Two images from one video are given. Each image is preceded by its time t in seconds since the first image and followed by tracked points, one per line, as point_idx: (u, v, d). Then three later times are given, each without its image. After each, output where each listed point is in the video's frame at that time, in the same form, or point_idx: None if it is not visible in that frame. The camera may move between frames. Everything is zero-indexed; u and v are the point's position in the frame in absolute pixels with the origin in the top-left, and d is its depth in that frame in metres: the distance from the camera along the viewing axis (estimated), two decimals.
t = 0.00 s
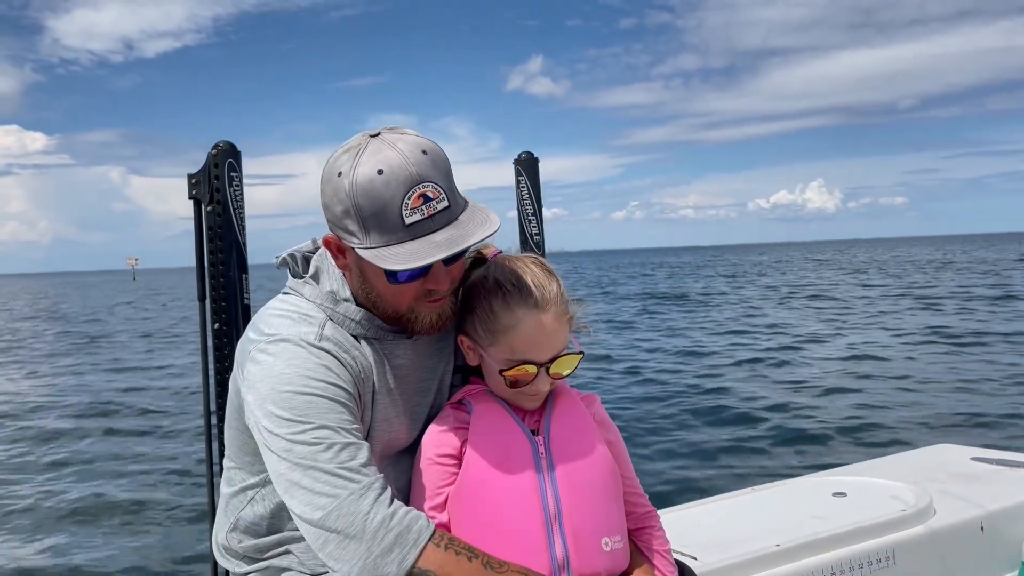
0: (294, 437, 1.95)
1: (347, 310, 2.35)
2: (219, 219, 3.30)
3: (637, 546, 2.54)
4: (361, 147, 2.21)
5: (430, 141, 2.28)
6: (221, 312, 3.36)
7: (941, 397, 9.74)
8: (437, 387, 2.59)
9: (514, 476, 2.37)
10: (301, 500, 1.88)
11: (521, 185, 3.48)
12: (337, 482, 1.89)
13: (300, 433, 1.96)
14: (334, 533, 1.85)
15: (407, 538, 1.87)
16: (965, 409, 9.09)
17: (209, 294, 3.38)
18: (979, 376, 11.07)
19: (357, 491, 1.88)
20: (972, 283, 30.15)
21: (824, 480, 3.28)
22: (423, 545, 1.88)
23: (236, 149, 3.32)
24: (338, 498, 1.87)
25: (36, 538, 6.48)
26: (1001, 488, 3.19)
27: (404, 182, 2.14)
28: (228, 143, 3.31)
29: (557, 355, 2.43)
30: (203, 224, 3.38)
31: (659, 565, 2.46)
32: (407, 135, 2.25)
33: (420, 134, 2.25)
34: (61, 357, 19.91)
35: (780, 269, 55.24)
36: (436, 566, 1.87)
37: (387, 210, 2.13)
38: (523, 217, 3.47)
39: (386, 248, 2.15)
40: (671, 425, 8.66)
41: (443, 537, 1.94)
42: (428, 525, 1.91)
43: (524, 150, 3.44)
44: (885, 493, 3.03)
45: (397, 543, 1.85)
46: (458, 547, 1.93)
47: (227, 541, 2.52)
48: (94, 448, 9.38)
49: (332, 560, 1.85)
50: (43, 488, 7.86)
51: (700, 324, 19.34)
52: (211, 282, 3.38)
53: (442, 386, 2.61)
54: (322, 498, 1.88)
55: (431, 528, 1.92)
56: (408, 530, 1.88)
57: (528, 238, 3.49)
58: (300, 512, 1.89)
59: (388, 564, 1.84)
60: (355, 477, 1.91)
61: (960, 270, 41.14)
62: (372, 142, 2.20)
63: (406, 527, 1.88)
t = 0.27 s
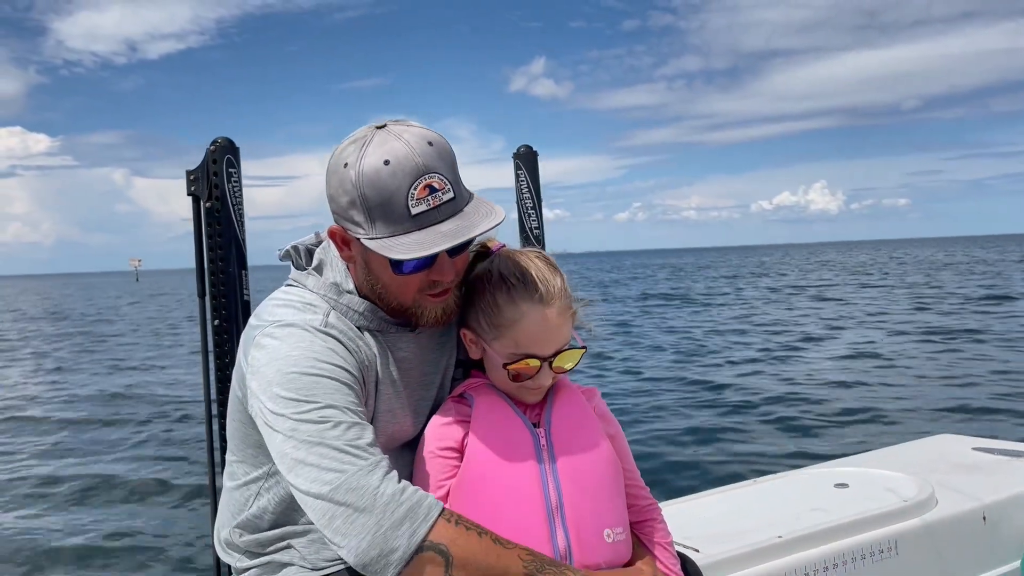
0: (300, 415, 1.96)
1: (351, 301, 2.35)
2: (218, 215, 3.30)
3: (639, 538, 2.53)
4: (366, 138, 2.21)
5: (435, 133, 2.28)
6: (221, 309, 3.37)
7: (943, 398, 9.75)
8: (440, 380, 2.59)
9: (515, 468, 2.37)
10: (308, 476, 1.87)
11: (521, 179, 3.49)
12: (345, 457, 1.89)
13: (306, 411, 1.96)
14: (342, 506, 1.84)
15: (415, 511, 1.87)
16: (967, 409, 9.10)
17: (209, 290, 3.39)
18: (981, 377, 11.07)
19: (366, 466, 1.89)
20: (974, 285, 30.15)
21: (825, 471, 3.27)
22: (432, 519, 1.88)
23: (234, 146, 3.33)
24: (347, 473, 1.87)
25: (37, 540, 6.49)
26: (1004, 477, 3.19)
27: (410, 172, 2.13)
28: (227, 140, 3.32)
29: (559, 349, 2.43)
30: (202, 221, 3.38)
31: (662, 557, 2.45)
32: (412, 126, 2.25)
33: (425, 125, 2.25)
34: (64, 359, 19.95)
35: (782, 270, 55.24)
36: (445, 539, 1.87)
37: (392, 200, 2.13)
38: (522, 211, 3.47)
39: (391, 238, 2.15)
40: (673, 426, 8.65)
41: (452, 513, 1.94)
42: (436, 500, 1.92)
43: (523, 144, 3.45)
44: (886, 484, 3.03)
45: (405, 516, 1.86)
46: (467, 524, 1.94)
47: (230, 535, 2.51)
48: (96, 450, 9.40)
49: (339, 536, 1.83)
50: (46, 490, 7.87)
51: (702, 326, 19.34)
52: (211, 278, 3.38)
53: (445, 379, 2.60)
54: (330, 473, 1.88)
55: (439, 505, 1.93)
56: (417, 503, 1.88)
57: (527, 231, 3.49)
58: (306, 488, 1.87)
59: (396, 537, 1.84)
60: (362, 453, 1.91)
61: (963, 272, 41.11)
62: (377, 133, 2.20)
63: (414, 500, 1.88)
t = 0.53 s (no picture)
0: (300, 396, 1.95)
1: (351, 289, 2.35)
2: (217, 207, 3.31)
3: (641, 528, 2.53)
4: (369, 125, 2.21)
5: (438, 121, 2.28)
6: (221, 301, 3.37)
7: (946, 398, 9.73)
8: (441, 369, 2.59)
9: (515, 457, 2.36)
10: (307, 456, 1.87)
11: (520, 169, 3.48)
12: (344, 437, 1.89)
13: (306, 392, 1.96)
14: (342, 485, 1.83)
15: (414, 489, 1.86)
16: (971, 408, 9.08)
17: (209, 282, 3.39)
18: (985, 376, 11.05)
19: (365, 446, 1.88)
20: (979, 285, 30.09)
21: (826, 459, 3.26)
22: (431, 498, 1.87)
23: (233, 137, 3.33)
24: (346, 452, 1.86)
25: (41, 540, 6.50)
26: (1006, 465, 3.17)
27: (413, 158, 2.13)
28: (225, 131, 3.32)
29: (562, 339, 2.43)
30: (201, 213, 3.38)
31: (663, 546, 2.44)
32: (415, 114, 2.24)
33: (428, 113, 2.25)
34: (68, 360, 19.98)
35: (785, 271, 55.18)
36: (444, 519, 1.86)
37: (395, 186, 2.13)
38: (522, 201, 3.46)
39: (394, 225, 2.15)
40: (676, 425, 8.64)
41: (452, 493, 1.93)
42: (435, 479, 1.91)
43: (522, 133, 3.44)
44: (888, 472, 3.02)
45: (404, 495, 1.85)
46: (466, 504, 1.93)
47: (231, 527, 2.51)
48: (100, 450, 9.41)
49: (338, 515, 1.83)
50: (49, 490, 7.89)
51: (705, 325, 19.32)
52: (210, 271, 3.38)
53: (445, 369, 2.60)
54: (329, 452, 1.87)
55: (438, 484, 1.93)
56: (416, 482, 1.87)
57: (527, 221, 3.48)
58: (305, 469, 1.87)
59: (395, 515, 1.83)
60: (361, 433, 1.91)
61: (966, 272, 41.04)
62: (380, 121, 2.20)
63: (413, 479, 1.87)
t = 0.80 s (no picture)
0: (294, 390, 1.95)
1: (349, 280, 2.34)
2: (215, 199, 3.30)
3: (639, 521, 2.52)
4: (369, 118, 2.20)
5: (439, 115, 2.26)
6: (221, 293, 3.37)
7: (949, 397, 9.71)
8: (440, 362, 2.58)
9: (513, 450, 2.36)
10: (300, 451, 1.87)
11: (519, 161, 3.48)
12: (337, 433, 1.88)
13: (300, 386, 1.95)
14: (334, 481, 1.83)
15: (406, 487, 1.85)
16: (973, 407, 9.06)
17: (208, 275, 3.39)
18: (988, 374, 11.03)
19: (357, 442, 1.88)
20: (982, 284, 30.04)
21: (826, 450, 3.24)
22: (422, 497, 1.85)
23: (231, 130, 3.33)
24: (338, 448, 1.86)
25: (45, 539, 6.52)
26: (1006, 455, 3.16)
27: (411, 153, 2.12)
28: (223, 124, 3.32)
29: (560, 333, 2.42)
30: (200, 206, 3.39)
31: (662, 538, 2.43)
32: (415, 107, 2.23)
33: (428, 106, 2.23)
34: (72, 360, 20.03)
35: (788, 271, 55.13)
36: (433, 517, 1.84)
37: (392, 180, 2.12)
38: (521, 193, 3.45)
39: (391, 220, 2.14)
40: (678, 424, 8.64)
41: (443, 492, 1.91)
42: (426, 476, 1.89)
43: (522, 125, 3.44)
44: (889, 463, 3.00)
45: (395, 493, 1.83)
46: (457, 504, 1.90)
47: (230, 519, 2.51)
48: (103, 450, 9.44)
49: (329, 512, 1.82)
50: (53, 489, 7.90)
51: (707, 325, 19.31)
52: (210, 263, 3.39)
53: (443, 361, 2.59)
54: (322, 448, 1.86)
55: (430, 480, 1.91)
56: (407, 479, 1.86)
57: (526, 213, 3.47)
58: (298, 463, 1.87)
59: (385, 513, 1.82)
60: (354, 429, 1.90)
61: (969, 272, 40.99)
62: (380, 113, 2.19)
63: (403, 476, 1.86)
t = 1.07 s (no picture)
0: (289, 396, 1.95)
1: (347, 282, 2.34)
2: (217, 200, 3.31)
3: (639, 523, 2.51)
4: (367, 123, 2.20)
5: (437, 122, 2.26)
6: (223, 294, 3.38)
7: (952, 396, 9.67)
8: (438, 364, 2.58)
9: (512, 452, 2.35)
10: (296, 458, 1.87)
11: (521, 162, 3.47)
12: (332, 440, 1.88)
13: (296, 392, 1.95)
14: (329, 489, 1.83)
15: (400, 495, 1.84)
16: (977, 407, 9.02)
17: (210, 276, 3.39)
18: (991, 374, 10.99)
19: (352, 450, 1.87)
20: (986, 283, 29.97)
21: (827, 453, 3.24)
22: (415, 505, 1.85)
23: (233, 131, 3.33)
24: (333, 456, 1.86)
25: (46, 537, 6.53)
26: (1008, 458, 3.15)
27: (407, 160, 2.12)
28: (226, 125, 3.32)
29: (558, 337, 2.42)
30: (202, 207, 3.39)
31: (662, 541, 2.42)
32: (414, 113, 2.23)
33: (427, 113, 2.23)
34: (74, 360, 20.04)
35: (791, 270, 55.05)
36: (427, 526, 1.83)
37: (388, 188, 2.12)
38: (522, 194, 3.44)
39: (386, 226, 2.15)
40: (681, 423, 8.62)
41: (438, 498, 1.90)
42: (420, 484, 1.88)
43: (523, 127, 3.43)
44: (890, 465, 3.00)
45: (389, 502, 1.83)
46: (452, 511, 1.89)
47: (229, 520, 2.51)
48: (106, 449, 9.44)
49: (324, 519, 1.83)
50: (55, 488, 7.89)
51: (710, 324, 19.27)
52: (211, 264, 3.39)
53: (441, 364, 2.59)
54: (316, 455, 1.86)
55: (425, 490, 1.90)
56: (401, 488, 1.85)
57: (528, 215, 3.46)
58: (293, 470, 1.87)
59: (378, 523, 1.81)
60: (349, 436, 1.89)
61: (971, 271, 40.93)
62: (378, 119, 2.19)
63: (396, 484, 1.85)
